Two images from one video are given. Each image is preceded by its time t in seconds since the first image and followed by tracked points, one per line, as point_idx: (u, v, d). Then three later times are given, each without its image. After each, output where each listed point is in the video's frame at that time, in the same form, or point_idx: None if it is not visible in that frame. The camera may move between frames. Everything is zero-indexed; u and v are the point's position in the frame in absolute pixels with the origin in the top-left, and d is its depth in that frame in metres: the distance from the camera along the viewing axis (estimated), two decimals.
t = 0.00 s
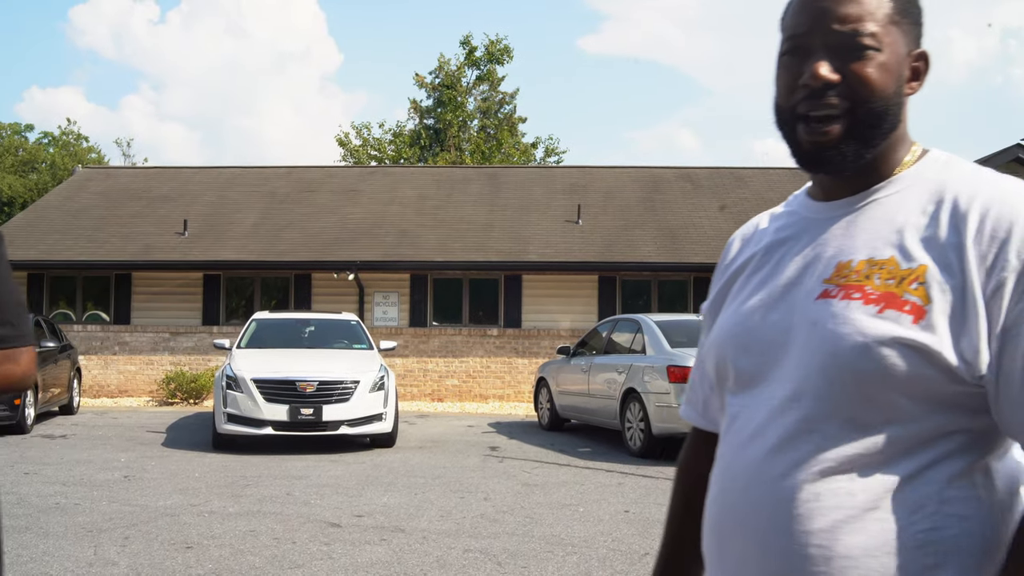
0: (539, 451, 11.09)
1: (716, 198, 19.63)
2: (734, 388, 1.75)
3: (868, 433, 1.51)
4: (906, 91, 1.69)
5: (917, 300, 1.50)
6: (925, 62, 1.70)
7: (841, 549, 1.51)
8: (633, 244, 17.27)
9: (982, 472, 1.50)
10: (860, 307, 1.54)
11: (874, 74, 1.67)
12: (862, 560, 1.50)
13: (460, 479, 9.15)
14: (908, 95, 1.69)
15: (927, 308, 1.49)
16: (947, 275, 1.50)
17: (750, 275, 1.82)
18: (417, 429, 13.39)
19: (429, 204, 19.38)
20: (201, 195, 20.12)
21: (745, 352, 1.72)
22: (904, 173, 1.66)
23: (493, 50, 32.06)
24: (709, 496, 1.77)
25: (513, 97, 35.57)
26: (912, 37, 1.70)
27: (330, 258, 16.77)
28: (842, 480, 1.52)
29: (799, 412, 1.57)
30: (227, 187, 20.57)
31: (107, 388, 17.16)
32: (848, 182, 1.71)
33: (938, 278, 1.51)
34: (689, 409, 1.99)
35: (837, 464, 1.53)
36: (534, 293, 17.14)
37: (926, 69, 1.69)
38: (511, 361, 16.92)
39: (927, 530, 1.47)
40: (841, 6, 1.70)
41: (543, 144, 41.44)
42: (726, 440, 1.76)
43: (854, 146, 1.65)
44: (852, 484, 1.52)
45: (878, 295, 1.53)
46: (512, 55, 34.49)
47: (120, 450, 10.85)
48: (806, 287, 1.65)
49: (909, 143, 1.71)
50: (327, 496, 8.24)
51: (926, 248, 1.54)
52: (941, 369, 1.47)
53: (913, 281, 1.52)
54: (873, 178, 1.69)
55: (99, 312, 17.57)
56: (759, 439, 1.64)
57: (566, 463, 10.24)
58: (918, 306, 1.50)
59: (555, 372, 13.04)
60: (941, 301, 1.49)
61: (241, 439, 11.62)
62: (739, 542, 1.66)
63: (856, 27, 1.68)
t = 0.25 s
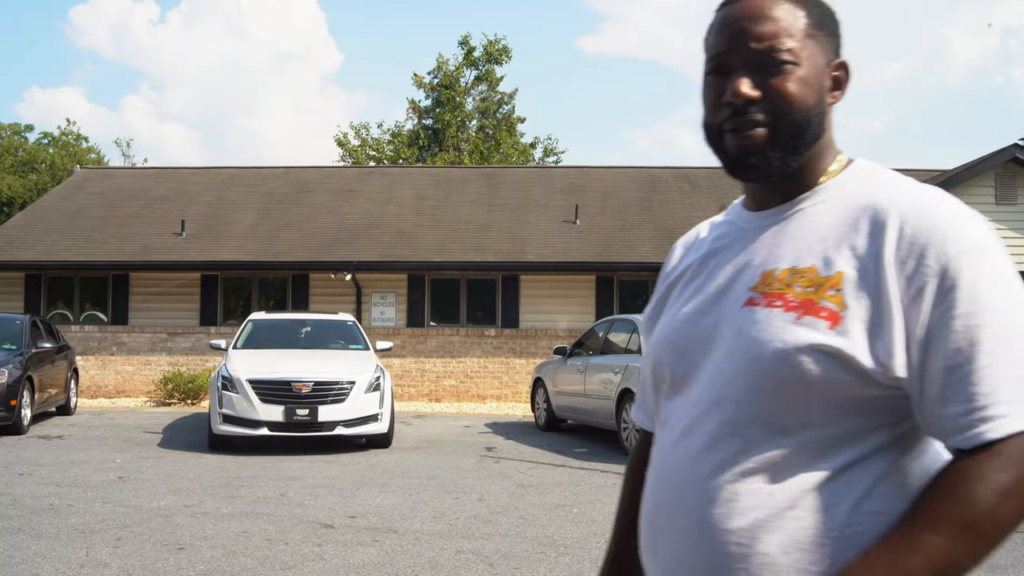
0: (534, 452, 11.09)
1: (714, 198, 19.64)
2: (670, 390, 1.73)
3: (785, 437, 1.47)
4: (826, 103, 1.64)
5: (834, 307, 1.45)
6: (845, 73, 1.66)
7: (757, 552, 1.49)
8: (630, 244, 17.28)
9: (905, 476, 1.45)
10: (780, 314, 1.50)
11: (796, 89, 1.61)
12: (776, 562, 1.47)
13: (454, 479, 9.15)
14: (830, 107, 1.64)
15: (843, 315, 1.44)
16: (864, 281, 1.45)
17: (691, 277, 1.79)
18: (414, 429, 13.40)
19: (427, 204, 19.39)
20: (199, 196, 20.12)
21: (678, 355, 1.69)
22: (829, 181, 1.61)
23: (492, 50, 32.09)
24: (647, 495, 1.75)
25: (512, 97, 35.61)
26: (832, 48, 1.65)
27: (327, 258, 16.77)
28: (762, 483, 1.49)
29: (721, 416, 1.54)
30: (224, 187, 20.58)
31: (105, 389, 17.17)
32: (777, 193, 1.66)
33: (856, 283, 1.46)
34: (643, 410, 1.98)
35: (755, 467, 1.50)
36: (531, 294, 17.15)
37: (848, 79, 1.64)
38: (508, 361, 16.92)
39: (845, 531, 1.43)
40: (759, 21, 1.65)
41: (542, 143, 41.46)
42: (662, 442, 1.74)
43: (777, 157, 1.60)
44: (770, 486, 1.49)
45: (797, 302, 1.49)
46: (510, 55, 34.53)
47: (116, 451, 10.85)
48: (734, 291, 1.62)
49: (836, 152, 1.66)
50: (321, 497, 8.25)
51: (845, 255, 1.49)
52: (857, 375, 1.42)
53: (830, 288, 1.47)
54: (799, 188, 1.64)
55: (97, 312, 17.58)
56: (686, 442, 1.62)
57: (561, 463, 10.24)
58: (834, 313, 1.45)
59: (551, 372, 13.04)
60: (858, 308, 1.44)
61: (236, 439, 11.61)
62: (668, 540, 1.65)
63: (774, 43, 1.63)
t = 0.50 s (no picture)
0: (530, 451, 11.08)
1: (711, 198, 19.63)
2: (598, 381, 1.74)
3: (691, 425, 1.48)
4: (737, 113, 1.62)
5: (731, 302, 1.46)
6: (756, 82, 1.63)
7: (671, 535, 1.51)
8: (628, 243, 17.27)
9: (804, 459, 1.46)
10: (684, 310, 1.50)
11: (704, 104, 1.60)
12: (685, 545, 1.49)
13: (449, 479, 9.14)
14: (742, 116, 1.63)
15: (740, 309, 1.44)
16: (759, 275, 1.45)
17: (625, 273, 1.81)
18: (411, 428, 13.39)
19: (425, 204, 19.38)
20: (197, 196, 20.12)
21: (603, 348, 1.71)
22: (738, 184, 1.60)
23: (491, 50, 32.09)
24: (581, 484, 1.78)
25: (511, 97, 35.62)
26: (743, 60, 1.63)
27: (325, 258, 16.77)
28: (673, 468, 1.51)
29: (635, 406, 1.56)
30: (223, 187, 20.58)
31: (103, 388, 17.18)
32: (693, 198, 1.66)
33: (749, 277, 1.46)
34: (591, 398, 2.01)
35: (667, 454, 1.52)
36: (529, 293, 17.15)
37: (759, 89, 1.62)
38: (506, 360, 16.92)
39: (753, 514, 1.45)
40: (668, 36, 1.62)
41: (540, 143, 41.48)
42: (593, 434, 1.77)
43: (688, 167, 1.60)
44: (681, 473, 1.50)
45: (700, 300, 1.49)
46: (509, 55, 34.53)
47: (111, 450, 10.85)
48: (650, 287, 1.63)
49: (748, 157, 1.66)
50: (315, 496, 8.24)
51: (743, 250, 1.49)
52: (754, 366, 1.43)
53: (728, 284, 1.48)
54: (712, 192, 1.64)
55: (95, 311, 17.58)
56: (609, 434, 1.64)
57: (556, 463, 10.24)
58: (732, 307, 1.45)
59: (548, 372, 13.04)
60: (755, 302, 1.44)
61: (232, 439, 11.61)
62: (597, 526, 1.68)
63: (682, 59, 1.60)
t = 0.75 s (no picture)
0: (527, 451, 11.09)
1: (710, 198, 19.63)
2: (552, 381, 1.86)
3: (633, 418, 1.60)
4: (667, 121, 1.74)
5: (660, 301, 1.57)
6: (686, 92, 1.76)
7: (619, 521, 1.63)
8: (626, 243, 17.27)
9: (740, 445, 1.58)
10: (620, 313, 1.62)
11: (637, 114, 1.72)
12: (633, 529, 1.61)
13: (445, 478, 9.14)
14: (672, 125, 1.75)
15: (666, 307, 1.55)
16: (682, 275, 1.56)
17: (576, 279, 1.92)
18: (408, 428, 13.40)
19: (423, 203, 19.38)
20: (196, 195, 20.11)
21: (555, 350, 1.82)
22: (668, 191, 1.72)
23: (490, 50, 32.05)
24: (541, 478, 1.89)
25: (510, 96, 35.58)
26: (673, 74, 1.75)
27: (323, 258, 16.77)
28: (617, 460, 1.62)
29: (585, 402, 1.67)
30: (221, 187, 20.58)
31: (101, 388, 17.18)
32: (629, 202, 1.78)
33: (674, 278, 1.57)
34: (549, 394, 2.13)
35: (613, 446, 1.63)
36: (527, 293, 17.15)
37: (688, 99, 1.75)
38: (504, 360, 16.92)
39: (691, 501, 1.57)
40: (606, 48, 1.74)
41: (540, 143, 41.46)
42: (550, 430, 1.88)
43: (622, 171, 1.72)
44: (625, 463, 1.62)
45: (633, 302, 1.61)
46: (509, 55, 34.50)
47: (108, 449, 10.85)
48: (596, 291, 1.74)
49: (679, 162, 1.78)
50: (310, 496, 8.23)
51: (670, 253, 1.60)
52: (682, 362, 1.54)
53: (656, 285, 1.59)
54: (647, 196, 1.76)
55: (93, 311, 17.58)
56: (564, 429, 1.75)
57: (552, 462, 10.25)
58: (660, 306, 1.56)
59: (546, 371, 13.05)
60: (679, 298, 1.55)
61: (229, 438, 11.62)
62: (555, 515, 1.79)
63: (618, 69, 1.71)
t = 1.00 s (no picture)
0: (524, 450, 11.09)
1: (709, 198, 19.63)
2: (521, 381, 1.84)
3: (624, 403, 1.60)
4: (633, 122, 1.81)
5: (641, 286, 1.60)
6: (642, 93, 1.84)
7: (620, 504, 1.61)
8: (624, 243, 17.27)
9: (724, 418, 1.61)
10: (600, 302, 1.64)
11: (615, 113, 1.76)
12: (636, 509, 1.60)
13: (441, 477, 9.14)
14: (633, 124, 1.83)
15: (649, 291, 1.59)
16: (661, 259, 1.61)
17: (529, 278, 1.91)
18: (406, 427, 13.42)
19: (422, 203, 19.38)
20: (194, 195, 20.11)
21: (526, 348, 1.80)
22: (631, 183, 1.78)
23: (490, 50, 32.06)
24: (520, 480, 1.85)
25: (510, 96, 35.58)
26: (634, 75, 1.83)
27: (322, 257, 16.77)
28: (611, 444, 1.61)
29: (572, 394, 1.66)
30: (220, 186, 20.58)
31: (100, 387, 17.18)
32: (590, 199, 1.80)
33: (653, 263, 1.61)
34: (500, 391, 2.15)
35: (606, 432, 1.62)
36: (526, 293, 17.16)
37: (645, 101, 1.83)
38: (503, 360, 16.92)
39: (688, 474, 1.58)
40: (581, 47, 1.75)
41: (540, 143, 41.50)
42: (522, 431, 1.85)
43: (606, 169, 1.75)
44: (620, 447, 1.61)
45: (613, 289, 1.63)
46: (508, 55, 34.51)
47: (106, 448, 10.85)
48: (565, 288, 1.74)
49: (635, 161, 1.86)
50: (306, 494, 8.23)
51: (646, 240, 1.65)
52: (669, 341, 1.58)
53: (635, 270, 1.63)
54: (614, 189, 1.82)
55: (92, 310, 17.59)
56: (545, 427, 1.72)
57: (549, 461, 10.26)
58: (642, 291, 1.59)
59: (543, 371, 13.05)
60: (661, 281, 1.59)
61: (227, 437, 11.63)
62: (545, 513, 1.75)
63: (598, 68, 1.74)
